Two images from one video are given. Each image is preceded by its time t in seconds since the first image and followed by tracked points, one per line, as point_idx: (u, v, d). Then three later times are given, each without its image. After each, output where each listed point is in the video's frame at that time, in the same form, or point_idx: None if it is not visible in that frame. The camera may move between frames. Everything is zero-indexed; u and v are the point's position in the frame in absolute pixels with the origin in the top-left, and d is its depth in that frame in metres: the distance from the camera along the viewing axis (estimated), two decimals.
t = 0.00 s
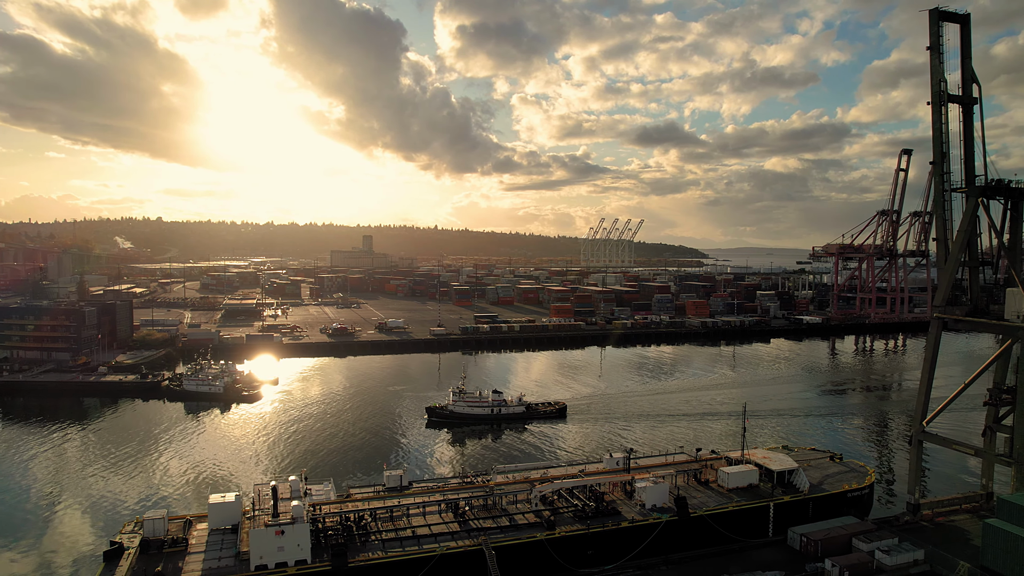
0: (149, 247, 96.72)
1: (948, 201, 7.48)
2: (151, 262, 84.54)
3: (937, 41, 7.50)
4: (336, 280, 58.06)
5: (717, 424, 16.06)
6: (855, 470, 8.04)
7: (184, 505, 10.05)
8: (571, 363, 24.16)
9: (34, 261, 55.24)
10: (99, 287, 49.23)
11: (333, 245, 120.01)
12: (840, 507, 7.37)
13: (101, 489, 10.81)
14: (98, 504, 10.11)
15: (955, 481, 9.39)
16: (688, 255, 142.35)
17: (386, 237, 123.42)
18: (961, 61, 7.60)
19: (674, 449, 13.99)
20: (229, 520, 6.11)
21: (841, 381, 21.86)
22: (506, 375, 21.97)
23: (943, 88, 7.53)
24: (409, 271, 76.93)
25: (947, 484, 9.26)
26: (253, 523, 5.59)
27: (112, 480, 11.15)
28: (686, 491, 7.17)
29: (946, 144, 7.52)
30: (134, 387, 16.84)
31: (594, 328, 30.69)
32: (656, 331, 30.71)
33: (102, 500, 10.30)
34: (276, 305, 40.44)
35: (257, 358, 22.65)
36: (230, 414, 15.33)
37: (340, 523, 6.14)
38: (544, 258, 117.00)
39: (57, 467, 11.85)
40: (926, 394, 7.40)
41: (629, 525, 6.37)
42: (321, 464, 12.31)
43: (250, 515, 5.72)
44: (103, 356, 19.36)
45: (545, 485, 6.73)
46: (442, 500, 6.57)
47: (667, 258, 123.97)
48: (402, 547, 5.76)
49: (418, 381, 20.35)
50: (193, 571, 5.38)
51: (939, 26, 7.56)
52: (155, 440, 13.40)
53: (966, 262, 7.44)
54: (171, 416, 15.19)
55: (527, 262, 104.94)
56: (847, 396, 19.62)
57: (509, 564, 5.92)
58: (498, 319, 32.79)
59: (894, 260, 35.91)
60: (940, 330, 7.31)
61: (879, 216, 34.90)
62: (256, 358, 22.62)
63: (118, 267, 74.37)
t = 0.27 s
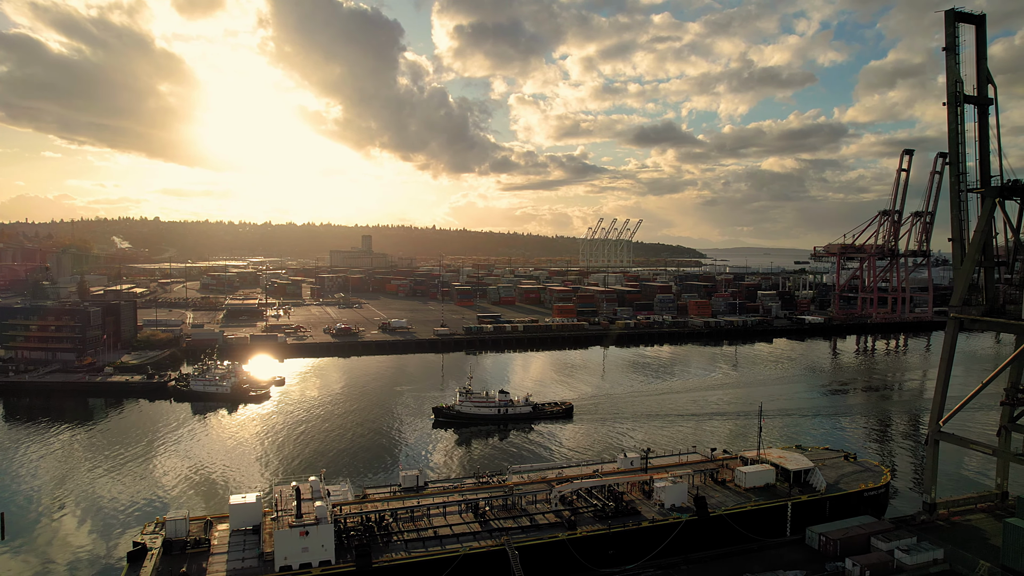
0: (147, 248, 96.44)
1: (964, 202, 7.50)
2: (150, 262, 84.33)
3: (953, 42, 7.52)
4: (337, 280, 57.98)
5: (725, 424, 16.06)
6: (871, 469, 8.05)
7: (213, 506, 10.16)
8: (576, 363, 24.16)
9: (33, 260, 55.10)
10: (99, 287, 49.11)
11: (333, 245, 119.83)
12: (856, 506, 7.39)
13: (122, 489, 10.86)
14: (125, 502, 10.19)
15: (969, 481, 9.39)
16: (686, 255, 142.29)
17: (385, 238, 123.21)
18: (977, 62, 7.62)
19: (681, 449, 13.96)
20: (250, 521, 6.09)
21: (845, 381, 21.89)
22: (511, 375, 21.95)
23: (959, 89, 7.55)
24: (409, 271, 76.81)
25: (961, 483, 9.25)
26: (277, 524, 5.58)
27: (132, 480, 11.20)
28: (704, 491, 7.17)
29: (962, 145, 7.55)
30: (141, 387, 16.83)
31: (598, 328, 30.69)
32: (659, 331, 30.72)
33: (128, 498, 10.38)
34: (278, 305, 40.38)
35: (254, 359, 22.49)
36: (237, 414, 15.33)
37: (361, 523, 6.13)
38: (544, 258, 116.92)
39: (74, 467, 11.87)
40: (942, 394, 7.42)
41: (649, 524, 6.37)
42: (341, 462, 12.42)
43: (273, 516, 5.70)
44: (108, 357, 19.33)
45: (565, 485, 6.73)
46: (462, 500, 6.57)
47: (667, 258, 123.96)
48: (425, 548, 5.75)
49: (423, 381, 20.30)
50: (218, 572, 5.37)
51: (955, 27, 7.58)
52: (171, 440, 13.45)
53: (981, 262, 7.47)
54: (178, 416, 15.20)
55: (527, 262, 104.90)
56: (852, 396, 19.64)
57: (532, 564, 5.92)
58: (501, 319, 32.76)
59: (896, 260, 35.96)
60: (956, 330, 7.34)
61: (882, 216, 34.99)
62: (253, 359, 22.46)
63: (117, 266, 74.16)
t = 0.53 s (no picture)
0: (146, 248, 96.20)
1: (980, 203, 7.52)
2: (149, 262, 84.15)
3: (969, 43, 7.53)
4: (337, 280, 57.93)
5: (732, 424, 16.08)
6: (886, 469, 8.07)
7: (232, 505, 10.19)
8: (580, 363, 24.18)
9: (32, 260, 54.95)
10: (99, 287, 49.00)
11: (332, 245, 119.72)
12: (873, 506, 7.40)
13: (137, 489, 10.84)
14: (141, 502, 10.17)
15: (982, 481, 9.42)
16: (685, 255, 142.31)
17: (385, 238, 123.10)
18: (992, 64, 7.64)
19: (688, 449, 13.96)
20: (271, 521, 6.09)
21: (849, 381, 21.94)
22: (516, 376, 21.96)
23: (975, 90, 7.57)
24: (409, 271, 76.76)
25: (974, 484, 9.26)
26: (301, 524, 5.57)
27: (147, 479, 11.21)
28: (722, 491, 7.18)
29: (978, 145, 7.56)
30: (147, 388, 16.82)
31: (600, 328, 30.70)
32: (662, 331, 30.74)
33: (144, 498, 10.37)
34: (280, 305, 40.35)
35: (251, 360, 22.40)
36: (244, 414, 15.33)
37: (383, 524, 6.13)
38: (543, 258, 116.90)
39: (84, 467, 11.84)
40: (958, 394, 7.43)
41: (670, 524, 6.38)
42: (352, 461, 12.46)
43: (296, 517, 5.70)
44: (113, 357, 19.31)
45: (585, 485, 6.74)
46: (483, 501, 6.58)
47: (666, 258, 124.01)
48: (448, 548, 5.76)
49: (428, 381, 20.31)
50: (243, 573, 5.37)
51: (970, 28, 7.59)
52: (182, 441, 13.43)
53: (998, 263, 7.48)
54: (185, 416, 15.20)
55: (527, 262, 104.73)
56: (857, 396, 19.65)
57: (554, 564, 5.94)
58: (504, 318, 32.78)
59: (898, 260, 36.02)
60: (973, 330, 7.36)
61: (883, 217, 34.98)
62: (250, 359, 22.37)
63: (116, 266, 74.00)
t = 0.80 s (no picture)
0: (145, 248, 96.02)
1: (996, 203, 7.55)
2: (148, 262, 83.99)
3: (985, 44, 7.55)
4: (338, 280, 57.91)
5: (739, 424, 16.11)
6: (902, 469, 8.09)
7: (242, 505, 10.20)
8: (585, 363, 24.19)
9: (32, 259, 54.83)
10: (99, 287, 48.90)
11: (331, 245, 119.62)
12: (890, 505, 7.42)
13: (147, 489, 10.84)
14: (156, 502, 10.18)
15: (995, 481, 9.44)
16: (684, 255, 142.48)
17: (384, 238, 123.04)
18: (1008, 65, 7.66)
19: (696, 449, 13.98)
20: (293, 522, 6.09)
21: (854, 381, 21.97)
22: (522, 375, 21.99)
23: (991, 90, 7.59)
24: (409, 271, 76.73)
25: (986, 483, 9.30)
26: (325, 525, 5.57)
27: (157, 480, 11.19)
28: (740, 491, 7.19)
29: (994, 145, 7.58)
30: (154, 388, 16.81)
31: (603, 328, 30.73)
32: (665, 331, 30.77)
33: (159, 498, 10.37)
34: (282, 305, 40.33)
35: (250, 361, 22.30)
36: (251, 414, 15.34)
37: (404, 524, 6.13)
38: (542, 258, 116.89)
39: (96, 468, 11.82)
40: (975, 394, 7.45)
41: (690, 524, 6.39)
42: (366, 461, 12.51)
43: (320, 518, 5.69)
44: (118, 358, 19.29)
45: (605, 485, 6.75)
46: (503, 501, 6.58)
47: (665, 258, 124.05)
48: (471, 549, 5.76)
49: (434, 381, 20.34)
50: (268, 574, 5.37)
51: (986, 29, 7.62)
52: (193, 441, 13.43)
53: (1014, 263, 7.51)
54: (193, 417, 15.22)
55: (527, 262, 104.70)
56: (862, 396, 19.68)
57: (577, 564, 5.94)
58: (507, 318, 32.80)
59: (899, 260, 36.08)
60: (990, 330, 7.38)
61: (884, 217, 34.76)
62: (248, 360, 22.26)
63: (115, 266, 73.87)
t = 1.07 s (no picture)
0: (143, 248, 95.79)
1: (1012, 204, 7.56)
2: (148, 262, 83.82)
3: (1001, 45, 7.56)
4: (339, 281, 57.85)
5: (745, 424, 16.12)
6: (917, 469, 8.10)
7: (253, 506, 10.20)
8: (589, 364, 24.21)
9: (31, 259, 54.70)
10: (99, 287, 48.78)
11: (330, 245, 119.47)
12: (906, 505, 7.44)
13: (158, 488, 10.87)
14: (171, 502, 10.19)
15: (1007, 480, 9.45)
16: (683, 255, 142.46)
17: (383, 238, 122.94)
18: None
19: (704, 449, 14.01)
20: (315, 523, 6.09)
21: (859, 381, 22.01)
22: (527, 376, 21.99)
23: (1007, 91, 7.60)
24: (409, 272, 76.66)
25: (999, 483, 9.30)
26: (349, 525, 5.57)
27: (166, 480, 11.19)
28: (758, 491, 7.19)
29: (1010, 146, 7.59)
30: (160, 388, 16.79)
31: (606, 328, 30.74)
32: (668, 331, 30.79)
33: (173, 498, 10.38)
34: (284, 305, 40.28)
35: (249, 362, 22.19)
36: (258, 414, 15.34)
37: (426, 525, 6.14)
38: (542, 258, 116.86)
39: (107, 469, 11.82)
40: (992, 394, 7.47)
41: (710, 524, 6.40)
42: (378, 460, 12.55)
43: (344, 519, 5.69)
44: (124, 358, 19.26)
45: (624, 485, 6.75)
46: (524, 501, 6.58)
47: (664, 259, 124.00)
48: (494, 549, 5.77)
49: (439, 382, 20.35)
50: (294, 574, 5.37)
51: (1002, 30, 7.63)
52: (203, 442, 13.43)
53: None
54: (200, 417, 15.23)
55: (526, 262, 104.66)
56: (867, 396, 19.71)
57: (599, 564, 5.94)
58: (510, 318, 32.80)
59: (900, 260, 36.13)
60: (1006, 330, 7.38)
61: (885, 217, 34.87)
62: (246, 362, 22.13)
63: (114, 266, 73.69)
